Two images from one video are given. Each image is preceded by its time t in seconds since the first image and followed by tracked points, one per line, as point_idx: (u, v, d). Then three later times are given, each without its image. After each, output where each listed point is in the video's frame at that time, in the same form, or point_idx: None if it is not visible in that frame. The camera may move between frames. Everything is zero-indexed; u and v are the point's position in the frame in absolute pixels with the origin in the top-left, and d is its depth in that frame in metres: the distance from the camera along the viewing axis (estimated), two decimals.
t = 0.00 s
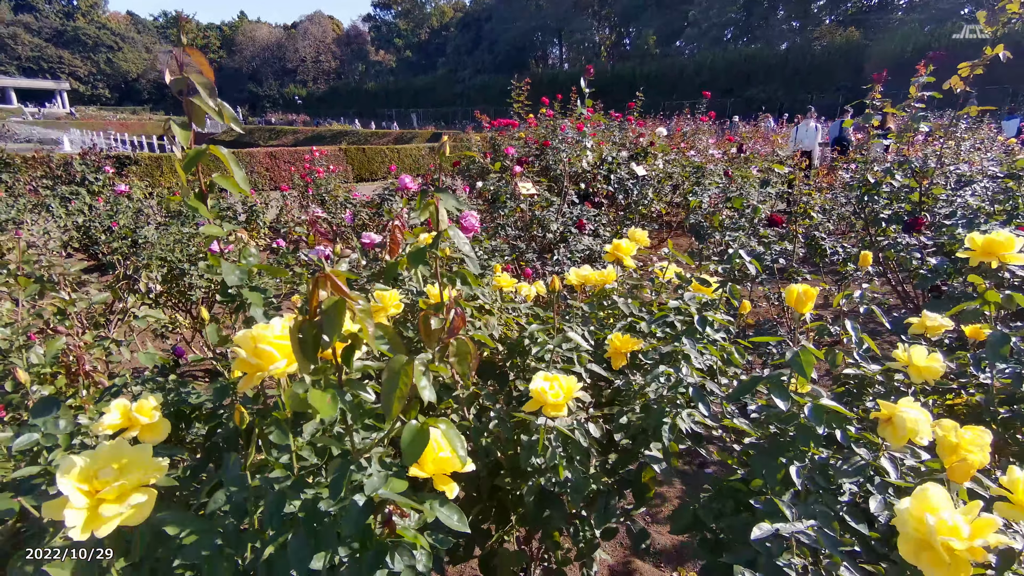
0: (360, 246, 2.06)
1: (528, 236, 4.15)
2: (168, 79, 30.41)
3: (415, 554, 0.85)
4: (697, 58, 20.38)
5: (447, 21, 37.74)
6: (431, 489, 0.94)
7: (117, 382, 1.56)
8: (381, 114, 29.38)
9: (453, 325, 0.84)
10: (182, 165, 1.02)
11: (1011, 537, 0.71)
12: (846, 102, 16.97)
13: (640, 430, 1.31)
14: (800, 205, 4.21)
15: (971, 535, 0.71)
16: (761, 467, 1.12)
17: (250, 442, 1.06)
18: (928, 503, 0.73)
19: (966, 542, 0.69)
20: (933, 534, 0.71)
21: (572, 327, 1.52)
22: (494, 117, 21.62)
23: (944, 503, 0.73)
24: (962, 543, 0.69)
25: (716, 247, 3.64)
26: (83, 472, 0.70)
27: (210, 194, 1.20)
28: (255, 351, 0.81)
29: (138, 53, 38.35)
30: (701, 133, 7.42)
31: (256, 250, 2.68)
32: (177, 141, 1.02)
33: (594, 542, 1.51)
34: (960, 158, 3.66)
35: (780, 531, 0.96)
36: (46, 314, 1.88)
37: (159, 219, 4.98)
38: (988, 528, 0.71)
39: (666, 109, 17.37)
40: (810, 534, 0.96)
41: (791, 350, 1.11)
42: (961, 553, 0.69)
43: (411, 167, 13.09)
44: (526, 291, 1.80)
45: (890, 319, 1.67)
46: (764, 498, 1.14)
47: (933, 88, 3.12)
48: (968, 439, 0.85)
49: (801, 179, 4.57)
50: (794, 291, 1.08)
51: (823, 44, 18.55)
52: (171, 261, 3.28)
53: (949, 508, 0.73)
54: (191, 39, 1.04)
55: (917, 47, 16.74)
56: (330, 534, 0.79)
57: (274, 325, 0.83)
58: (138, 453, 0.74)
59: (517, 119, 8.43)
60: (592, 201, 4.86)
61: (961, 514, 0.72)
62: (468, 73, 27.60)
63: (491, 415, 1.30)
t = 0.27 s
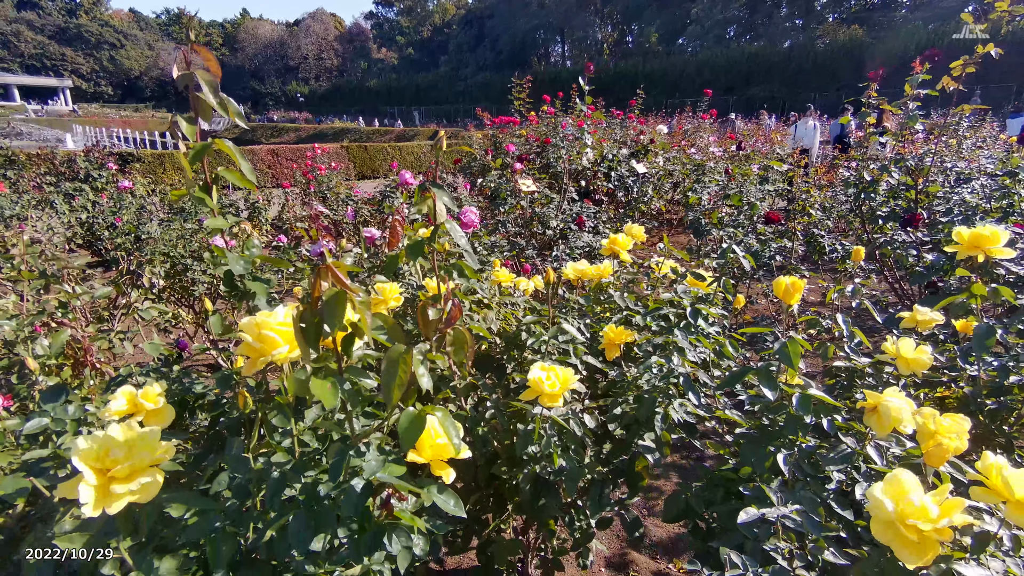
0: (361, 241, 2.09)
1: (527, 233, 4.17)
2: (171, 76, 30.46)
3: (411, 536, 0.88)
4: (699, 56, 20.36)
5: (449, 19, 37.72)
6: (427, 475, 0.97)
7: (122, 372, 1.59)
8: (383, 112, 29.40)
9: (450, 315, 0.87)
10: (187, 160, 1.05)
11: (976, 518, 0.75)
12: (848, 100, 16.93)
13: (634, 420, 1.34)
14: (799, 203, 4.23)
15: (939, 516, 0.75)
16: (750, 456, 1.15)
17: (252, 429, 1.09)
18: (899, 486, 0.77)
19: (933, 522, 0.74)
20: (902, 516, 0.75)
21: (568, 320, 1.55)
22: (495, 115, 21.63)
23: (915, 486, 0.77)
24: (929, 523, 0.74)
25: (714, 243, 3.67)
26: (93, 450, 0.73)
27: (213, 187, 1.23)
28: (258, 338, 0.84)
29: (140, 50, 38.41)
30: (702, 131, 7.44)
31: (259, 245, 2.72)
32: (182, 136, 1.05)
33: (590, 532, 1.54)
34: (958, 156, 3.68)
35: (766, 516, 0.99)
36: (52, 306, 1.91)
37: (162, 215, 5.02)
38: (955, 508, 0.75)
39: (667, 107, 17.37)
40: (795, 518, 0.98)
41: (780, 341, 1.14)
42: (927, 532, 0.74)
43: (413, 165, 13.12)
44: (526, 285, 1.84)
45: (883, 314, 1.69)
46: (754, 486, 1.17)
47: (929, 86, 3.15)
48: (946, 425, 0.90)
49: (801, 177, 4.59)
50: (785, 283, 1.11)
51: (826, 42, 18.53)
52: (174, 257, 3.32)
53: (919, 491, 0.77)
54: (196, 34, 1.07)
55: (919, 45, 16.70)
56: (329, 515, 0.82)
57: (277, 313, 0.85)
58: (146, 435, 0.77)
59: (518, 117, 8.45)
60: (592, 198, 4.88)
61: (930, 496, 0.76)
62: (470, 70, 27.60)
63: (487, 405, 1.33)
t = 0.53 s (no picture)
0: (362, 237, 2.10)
1: (528, 229, 4.18)
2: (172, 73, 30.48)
3: (411, 523, 0.89)
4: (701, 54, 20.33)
5: (451, 16, 37.67)
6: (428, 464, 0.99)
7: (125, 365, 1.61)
8: (385, 109, 29.39)
9: (449, 305, 0.90)
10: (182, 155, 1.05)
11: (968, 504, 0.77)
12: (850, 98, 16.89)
13: (632, 413, 1.35)
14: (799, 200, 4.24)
15: (933, 502, 0.77)
16: (747, 448, 1.17)
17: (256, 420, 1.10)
18: (895, 473, 0.80)
19: (927, 507, 0.75)
20: (897, 501, 0.77)
21: (568, 314, 1.56)
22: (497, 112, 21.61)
23: (910, 473, 0.79)
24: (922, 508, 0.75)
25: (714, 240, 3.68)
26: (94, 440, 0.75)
27: (214, 182, 1.25)
28: (261, 328, 0.86)
29: (143, 47, 38.44)
30: (703, 128, 7.44)
31: (261, 241, 2.74)
32: (176, 131, 1.05)
33: (589, 525, 1.55)
34: (958, 153, 3.69)
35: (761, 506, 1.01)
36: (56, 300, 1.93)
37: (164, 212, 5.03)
38: (949, 496, 0.77)
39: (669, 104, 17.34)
40: (790, 507, 0.99)
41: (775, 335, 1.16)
42: (922, 518, 0.75)
43: (414, 162, 13.13)
44: (525, 280, 1.85)
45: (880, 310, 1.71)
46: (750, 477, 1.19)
47: (928, 83, 3.15)
48: (939, 416, 0.93)
49: (801, 174, 4.60)
50: (779, 277, 1.12)
51: (828, 40, 18.48)
52: (177, 252, 3.34)
53: (915, 479, 0.79)
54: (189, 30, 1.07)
55: (922, 42, 16.65)
56: (331, 501, 0.84)
57: (279, 304, 0.87)
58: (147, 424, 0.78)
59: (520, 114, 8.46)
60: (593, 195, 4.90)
61: (924, 483, 0.78)
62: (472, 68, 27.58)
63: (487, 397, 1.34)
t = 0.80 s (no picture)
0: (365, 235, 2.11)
1: (530, 228, 4.19)
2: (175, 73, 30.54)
3: (415, 518, 0.91)
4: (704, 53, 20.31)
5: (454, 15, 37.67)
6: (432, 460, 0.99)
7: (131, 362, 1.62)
8: (387, 108, 29.41)
9: (449, 299, 0.90)
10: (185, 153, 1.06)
11: (959, 500, 0.78)
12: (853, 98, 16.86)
13: (634, 410, 1.36)
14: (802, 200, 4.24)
15: (925, 497, 0.78)
16: (748, 444, 1.18)
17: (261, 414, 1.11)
18: (888, 471, 0.79)
19: (918, 503, 0.76)
20: (889, 498, 0.78)
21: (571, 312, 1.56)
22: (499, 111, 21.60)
23: (902, 469, 0.79)
24: (913, 505, 0.76)
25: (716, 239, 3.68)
26: (102, 432, 0.76)
27: (218, 180, 1.25)
28: (265, 324, 0.87)
29: (146, 46, 38.51)
30: (706, 128, 7.44)
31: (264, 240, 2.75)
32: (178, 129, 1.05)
33: (591, 522, 1.56)
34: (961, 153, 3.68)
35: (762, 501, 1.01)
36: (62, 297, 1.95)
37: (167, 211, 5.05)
38: (939, 490, 0.78)
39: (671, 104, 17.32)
40: (790, 502, 1.00)
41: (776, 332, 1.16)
42: (913, 514, 0.77)
43: (417, 161, 13.14)
44: (528, 278, 1.86)
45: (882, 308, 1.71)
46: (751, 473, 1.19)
47: (932, 83, 3.15)
48: (936, 413, 0.94)
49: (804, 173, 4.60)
50: (781, 274, 1.13)
51: (831, 39, 18.45)
52: (181, 251, 3.35)
53: (907, 475, 0.79)
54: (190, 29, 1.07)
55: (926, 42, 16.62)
56: (335, 494, 0.85)
57: (283, 300, 0.88)
58: (155, 416, 0.79)
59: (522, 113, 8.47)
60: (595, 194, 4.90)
61: (916, 478, 0.79)
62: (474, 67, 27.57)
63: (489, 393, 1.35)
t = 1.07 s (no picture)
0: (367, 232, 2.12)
1: (532, 226, 4.19)
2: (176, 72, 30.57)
3: (419, 511, 0.91)
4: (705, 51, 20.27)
5: (455, 14, 37.64)
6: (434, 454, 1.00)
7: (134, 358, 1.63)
8: (388, 107, 29.40)
9: (449, 291, 0.92)
10: (195, 148, 1.05)
11: (960, 492, 0.78)
12: (855, 95, 16.81)
13: (637, 405, 1.36)
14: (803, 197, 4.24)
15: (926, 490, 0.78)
16: (750, 439, 1.18)
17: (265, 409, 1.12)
18: (889, 463, 0.80)
19: (919, 496, 0.76)
20: (890, 492, 0.78)
21: (572, 308, 1.57)
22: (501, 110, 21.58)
23: (903, 462, 0.80)
24: (914, 497, 0.77)
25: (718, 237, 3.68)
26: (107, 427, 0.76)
27: (223, 176, 1.26)
28: (267, 319, 0.87)
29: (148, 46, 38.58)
30: (709, 125, 7.42)
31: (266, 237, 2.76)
32: (188, 123, 1.04)
33: (593, 517, 1.57)
34: (963, 149, 3.68)
35: (764, 494, 1.02)
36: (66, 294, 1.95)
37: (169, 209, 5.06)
38: (940, 483, 0.78)
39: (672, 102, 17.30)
40: (792, 496, 1.00)
41: (777, 326, 1.16)
42: (913, 506, 0.76)
43: (419, 161, 13.15)
44: (531, 275, 1.86)
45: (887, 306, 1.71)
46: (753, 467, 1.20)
47: (935, 78, 3.14)
48: (937, 406, 0.95)
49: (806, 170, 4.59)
50: (782, 269, 1.13)
51: (833, 37, 18.40)
52: (184, 249, 3.36)
53: (908, 467, 0.80)
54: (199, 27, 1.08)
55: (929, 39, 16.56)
56: (338, 486, 0.85)
57: (286, 294, 0.89)
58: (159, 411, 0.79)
59: (524, 112, 8.46)
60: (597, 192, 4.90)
61: (917, 470, 0.79)
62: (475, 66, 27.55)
63: (494, 390, 1.36)
